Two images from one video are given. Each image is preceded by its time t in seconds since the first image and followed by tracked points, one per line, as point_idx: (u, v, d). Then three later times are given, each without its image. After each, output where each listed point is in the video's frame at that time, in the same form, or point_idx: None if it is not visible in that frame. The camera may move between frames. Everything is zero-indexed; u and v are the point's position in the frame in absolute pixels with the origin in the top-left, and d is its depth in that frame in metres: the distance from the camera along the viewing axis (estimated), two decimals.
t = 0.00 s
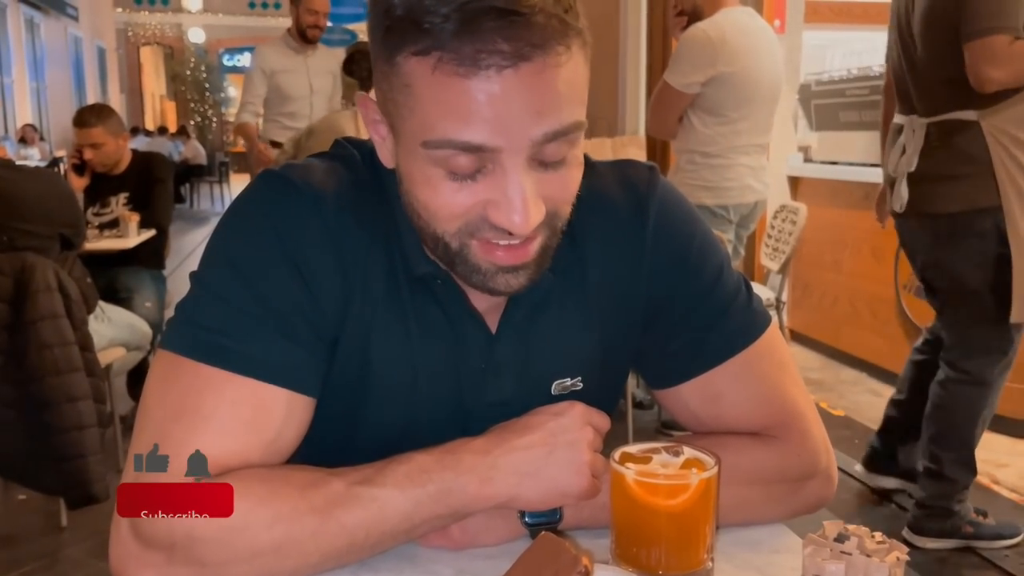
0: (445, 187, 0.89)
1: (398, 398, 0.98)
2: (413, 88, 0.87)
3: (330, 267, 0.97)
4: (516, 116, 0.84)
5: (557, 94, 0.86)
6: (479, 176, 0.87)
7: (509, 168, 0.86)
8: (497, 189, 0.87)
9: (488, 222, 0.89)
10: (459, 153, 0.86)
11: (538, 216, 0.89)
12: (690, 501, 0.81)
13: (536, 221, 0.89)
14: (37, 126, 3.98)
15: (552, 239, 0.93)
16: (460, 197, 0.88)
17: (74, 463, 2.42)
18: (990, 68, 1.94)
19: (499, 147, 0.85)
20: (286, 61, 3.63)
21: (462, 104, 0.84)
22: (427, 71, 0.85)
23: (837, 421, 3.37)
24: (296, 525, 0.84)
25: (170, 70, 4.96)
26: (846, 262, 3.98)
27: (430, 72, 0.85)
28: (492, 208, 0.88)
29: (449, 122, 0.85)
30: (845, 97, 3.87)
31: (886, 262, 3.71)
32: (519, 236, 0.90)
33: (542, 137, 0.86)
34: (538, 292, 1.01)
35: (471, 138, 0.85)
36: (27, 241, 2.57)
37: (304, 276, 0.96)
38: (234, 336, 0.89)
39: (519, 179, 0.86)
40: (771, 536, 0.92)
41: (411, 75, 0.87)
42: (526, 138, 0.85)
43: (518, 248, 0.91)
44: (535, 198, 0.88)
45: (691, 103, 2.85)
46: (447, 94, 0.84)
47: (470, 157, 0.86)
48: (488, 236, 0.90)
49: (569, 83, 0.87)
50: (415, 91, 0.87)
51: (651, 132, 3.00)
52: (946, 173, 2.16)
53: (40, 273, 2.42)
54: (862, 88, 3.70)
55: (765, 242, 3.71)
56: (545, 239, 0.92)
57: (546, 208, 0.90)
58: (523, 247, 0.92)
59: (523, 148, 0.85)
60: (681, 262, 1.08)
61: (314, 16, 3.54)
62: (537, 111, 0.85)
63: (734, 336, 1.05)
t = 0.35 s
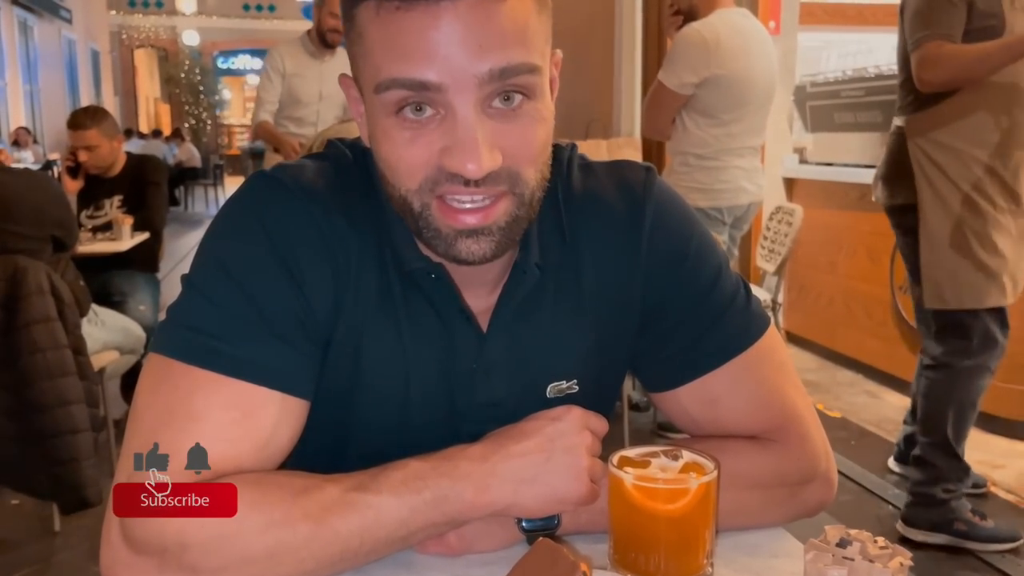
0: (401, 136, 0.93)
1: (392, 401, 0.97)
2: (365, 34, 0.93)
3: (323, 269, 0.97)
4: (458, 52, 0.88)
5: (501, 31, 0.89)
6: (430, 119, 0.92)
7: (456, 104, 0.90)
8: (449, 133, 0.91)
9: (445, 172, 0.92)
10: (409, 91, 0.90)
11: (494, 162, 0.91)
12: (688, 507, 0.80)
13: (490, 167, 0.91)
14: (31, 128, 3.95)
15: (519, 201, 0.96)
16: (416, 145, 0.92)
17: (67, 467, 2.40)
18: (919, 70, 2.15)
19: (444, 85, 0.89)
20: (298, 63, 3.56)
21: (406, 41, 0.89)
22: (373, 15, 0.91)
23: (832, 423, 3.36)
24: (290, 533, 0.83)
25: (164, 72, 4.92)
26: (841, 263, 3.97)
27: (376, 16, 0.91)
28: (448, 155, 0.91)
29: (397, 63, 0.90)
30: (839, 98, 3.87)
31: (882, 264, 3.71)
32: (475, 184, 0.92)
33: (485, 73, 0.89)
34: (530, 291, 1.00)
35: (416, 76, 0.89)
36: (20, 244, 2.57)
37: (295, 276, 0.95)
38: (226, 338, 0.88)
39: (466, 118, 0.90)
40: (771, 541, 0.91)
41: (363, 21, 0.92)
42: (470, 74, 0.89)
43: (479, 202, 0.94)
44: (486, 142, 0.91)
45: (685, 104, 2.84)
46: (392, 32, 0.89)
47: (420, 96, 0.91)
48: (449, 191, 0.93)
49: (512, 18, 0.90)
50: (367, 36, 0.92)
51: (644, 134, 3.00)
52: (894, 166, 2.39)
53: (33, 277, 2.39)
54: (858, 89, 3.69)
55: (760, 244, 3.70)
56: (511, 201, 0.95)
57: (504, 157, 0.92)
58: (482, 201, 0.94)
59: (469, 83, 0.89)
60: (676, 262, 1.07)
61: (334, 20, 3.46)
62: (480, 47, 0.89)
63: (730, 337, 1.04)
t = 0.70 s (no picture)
0: (380, 145, 0.93)
1: (386, 404, 0.97)
2: (341, 45, 0.93)
3: (316, 272, 0.96)
4: (432, 60, 0.89)
5: (476, 38, 0.90)
6: (408, 128, 0.92)
7: (433, 112, 0.90)
8: (426, 142, 0.91)
9: (423, 181, 0.92)
10: (385, 101, 0.91)
11: (471, 170, 0.91)
12: (683, 509, 0.80)
13: (468, 174, 0.91)
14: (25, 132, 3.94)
15: (501, 208, 0.95)
16: (394, 154, 0.92)
17: (60, 471, 2.40)
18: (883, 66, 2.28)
19: (419, 93, 0.89)
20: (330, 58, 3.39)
21: (381, 50, 0.89)
22: (348, 26, 0.91)
23: (828, 424, 3.36)
24: (284, 534, 0.83)
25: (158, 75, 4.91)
26: (836, 265, 3.98)
27: (351, 27, 0.91)
28: (425, 163, 0.91)
29: (372, 72, 0.90)
30: (833, 100, 3.90)
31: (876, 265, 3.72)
32: (453, 192, 0.92)
33: (458, 80, 0.89)
34: (522, 295, 1.00)
35: (392, 85, 0.89)
36: (7, 242, 2.57)
37: (288, 280, 0.95)
38: (220, 342, 0.88)
39: (442, 125, 0.90)
40: (767, 543, 0.91)
41: (340, 32, 0.93)
42: (445, 81, 0.89)
43: (459, 209, 0.94)
44: (463, 149, 0.91)
45: (677, 106, 2.85)
46: (367, 43, 0.90)
47: (396, 105, 0.91)
48: (429, 199, 0.93)
49: (486, 25, 0.91)
50: (344, 47, 0.93)
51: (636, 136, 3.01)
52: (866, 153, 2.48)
53: (26, 279, 2.39)
54: (851, 92, 3.74)
55: (755, 246, 3.71)
56: (492, 208, 0.95)
57: (482, 165, 0.92)
58: (462, 209, 0.94)
59: (444, 91, 0.89)
60: (668, 265, 1.07)
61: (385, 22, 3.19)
62: (452, 55, 0.89)
63: (722, 340, 1.04)
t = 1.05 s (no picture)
0: (372, 151, 0.93)
1: (383, 406, 0.97)
2: (334, 51, 0.93)
3: (313, 274, 0.97)
4: (424, 69, 0.89)
5: (468, 46, 0.90)
6: (400, 135, 0.92)
7: (424, 119, 0.90)
8: (417, 149, 0.91)
9: (416, 188, 0.92)
10: (377, 108, 0.91)
11: (461, 178, 0.92)
12: (679, 509, 0.80)
13: (459, 182, 0.92)
14: (20, 134, 3.94)
15: (493, 214, 0.96)
16: (386, 159, 0.93)
17: (56, 474, 2.39)
18: (863, 75, 2.29)
19: (410, 101, 0.89)
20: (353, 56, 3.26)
21: (373, 59, 0.90)
22: (341, 33, 0.92)
23: (822, 426, 3.37)
24: (282, 535, 0.83)
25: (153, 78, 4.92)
26: (831, 268, 3.99)
27: (343, 33, 0.91)
28: (417, 170, 0.92)
29: (364, 80, 0.90)
30: (827, 104, 3.91)
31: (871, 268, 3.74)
32: (444, 200, 0.92)
33: (450, 88, 0.89)
34: (519, 297, 1.01)
35: (384, 93, 0.90)
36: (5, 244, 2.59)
37: (285, 281, 0.95)
38: (217, 344, 0.88)
39: (433, 132, 0.91)
40: (763, 544, 0.92)
41: (333, 39, 0.93)
42: (436, 90, 0.89)
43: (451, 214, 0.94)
44: (454, 157, 0.91)
45: (667, 111, 2.86)
46: (359, 50, 0.90)
47: (388, 113, 0.91)
48: (422, 205, 0.93)
49: (477, 33, 0.91)
50: (337, 53, 0.93)
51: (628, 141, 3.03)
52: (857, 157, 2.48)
53: (22, 282, 2.39)
54: (846, 95, 3.75)
55: (750, 249, 3.72)
56: (484, 213, 0.95)
57: (473, 172, 0.93)
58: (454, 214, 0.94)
59: (436, 100, 0.90)
60: (663, 266, 1.08)
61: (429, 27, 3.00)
62: (444, 63, 0.89)
63: (716, 342, 1.04)
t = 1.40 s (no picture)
0: (368, 166, 0.94)
1: (382, 409, 0.97)
2: (328, 65, 0.93)
3: (312, 278, 0.97)
4: (419, 87, 0.89)
5: (464, 62, 0.90)
6: (396, 149, 0.92)
7: (418, 136, 0.90)
8: (413, 165, 0.92)
9: (412, 204, 0.93)
10: (372, 125, 0.91)
11: (456, 194, 0.92)
12: (676, 512, 0.80)
13: (454, 198, 0.92)
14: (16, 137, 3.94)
15: (490, 227, 0.96)
16: (382, 174, 0.93)
17: (52, 478, 2.39)
18: (879, 81, 2.25)
19: (405, 120, 0.90)
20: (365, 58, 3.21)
21: (366, 76, 0.90)
22: (333, 48, 0.92)
23: (818, 430, 3.37)
24: (279, 538, 0.83)
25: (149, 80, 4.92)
26: (827, 271, 4.00)
27: (336, 49, 0.91)
28: (412, 185, 0.92)
29: (359, 98, 0.90)
30: (824, 108, 3.93)
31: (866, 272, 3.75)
32: (439, 215, 0.93)
33: (444, 106, 0.89)
34: (517, 301, 1.01)
35: (378, 111, 0.89)
36: None
37: (283, 285, 0.95)
38: (215, 348, 0.88)
39: (428, 150, 0.91)
40: (759, 547, 0.92)
41: (327, 53, 0.93)
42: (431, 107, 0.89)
43: (448, 227, 0.94)
44: (449, 172, 0.92)
45: (661, 114, 2.87)
46: (354, 66, 0.90)
47: (383, 129, 0.91)
48: (418, 219, 0.93)
49: (473, 48, 0.91)
50: (331, 67, 0.93)
51: (623, 145, 3.04)
52: (857, 163, 2.46)
53: (17, 285, 2.37)
54: (842, 100, 3.77)
55: (746, 252, 3.72)
56: (481, 227, 0.96)
57: (468, 187, 0.93)
58: (451, 228, 0.94)
59: (430, 117, 0.90)
60: (660, 270, 1.08)
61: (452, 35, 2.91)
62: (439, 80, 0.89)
63: (714, 345, 1.04)
